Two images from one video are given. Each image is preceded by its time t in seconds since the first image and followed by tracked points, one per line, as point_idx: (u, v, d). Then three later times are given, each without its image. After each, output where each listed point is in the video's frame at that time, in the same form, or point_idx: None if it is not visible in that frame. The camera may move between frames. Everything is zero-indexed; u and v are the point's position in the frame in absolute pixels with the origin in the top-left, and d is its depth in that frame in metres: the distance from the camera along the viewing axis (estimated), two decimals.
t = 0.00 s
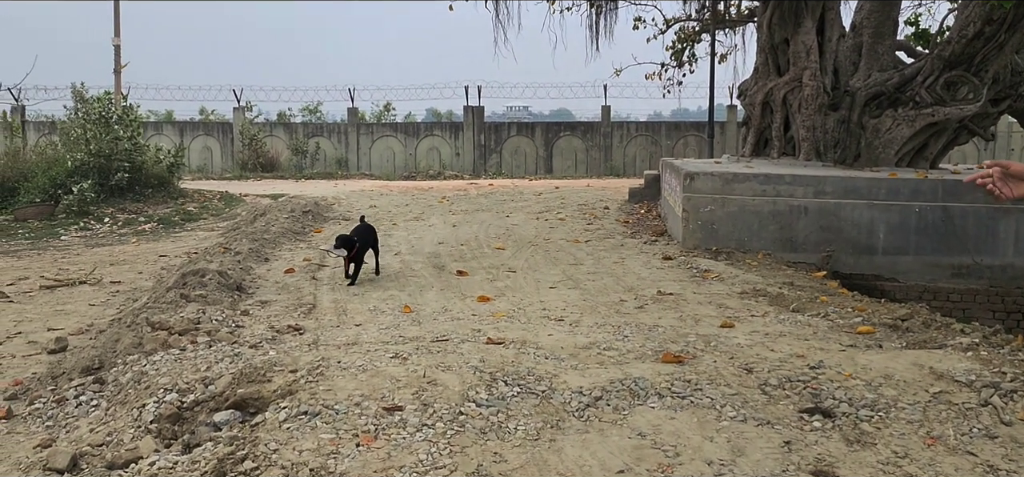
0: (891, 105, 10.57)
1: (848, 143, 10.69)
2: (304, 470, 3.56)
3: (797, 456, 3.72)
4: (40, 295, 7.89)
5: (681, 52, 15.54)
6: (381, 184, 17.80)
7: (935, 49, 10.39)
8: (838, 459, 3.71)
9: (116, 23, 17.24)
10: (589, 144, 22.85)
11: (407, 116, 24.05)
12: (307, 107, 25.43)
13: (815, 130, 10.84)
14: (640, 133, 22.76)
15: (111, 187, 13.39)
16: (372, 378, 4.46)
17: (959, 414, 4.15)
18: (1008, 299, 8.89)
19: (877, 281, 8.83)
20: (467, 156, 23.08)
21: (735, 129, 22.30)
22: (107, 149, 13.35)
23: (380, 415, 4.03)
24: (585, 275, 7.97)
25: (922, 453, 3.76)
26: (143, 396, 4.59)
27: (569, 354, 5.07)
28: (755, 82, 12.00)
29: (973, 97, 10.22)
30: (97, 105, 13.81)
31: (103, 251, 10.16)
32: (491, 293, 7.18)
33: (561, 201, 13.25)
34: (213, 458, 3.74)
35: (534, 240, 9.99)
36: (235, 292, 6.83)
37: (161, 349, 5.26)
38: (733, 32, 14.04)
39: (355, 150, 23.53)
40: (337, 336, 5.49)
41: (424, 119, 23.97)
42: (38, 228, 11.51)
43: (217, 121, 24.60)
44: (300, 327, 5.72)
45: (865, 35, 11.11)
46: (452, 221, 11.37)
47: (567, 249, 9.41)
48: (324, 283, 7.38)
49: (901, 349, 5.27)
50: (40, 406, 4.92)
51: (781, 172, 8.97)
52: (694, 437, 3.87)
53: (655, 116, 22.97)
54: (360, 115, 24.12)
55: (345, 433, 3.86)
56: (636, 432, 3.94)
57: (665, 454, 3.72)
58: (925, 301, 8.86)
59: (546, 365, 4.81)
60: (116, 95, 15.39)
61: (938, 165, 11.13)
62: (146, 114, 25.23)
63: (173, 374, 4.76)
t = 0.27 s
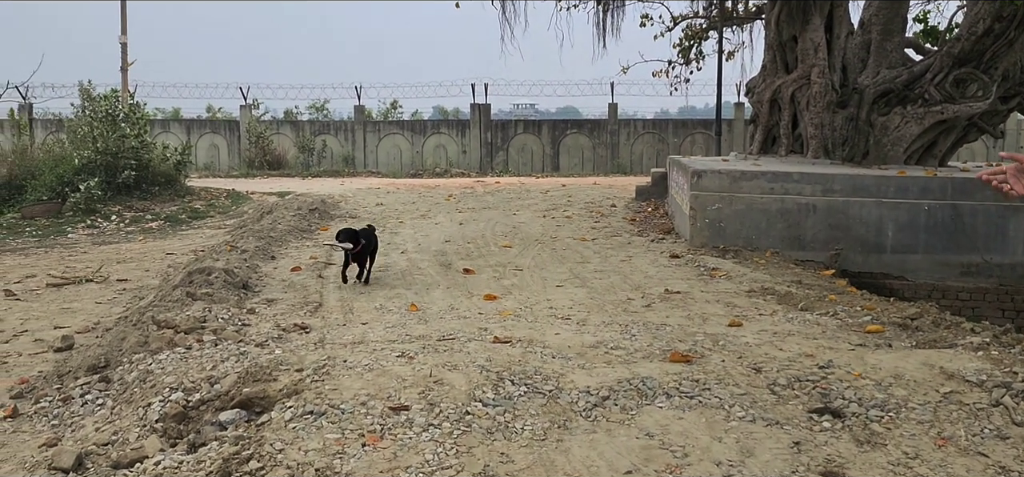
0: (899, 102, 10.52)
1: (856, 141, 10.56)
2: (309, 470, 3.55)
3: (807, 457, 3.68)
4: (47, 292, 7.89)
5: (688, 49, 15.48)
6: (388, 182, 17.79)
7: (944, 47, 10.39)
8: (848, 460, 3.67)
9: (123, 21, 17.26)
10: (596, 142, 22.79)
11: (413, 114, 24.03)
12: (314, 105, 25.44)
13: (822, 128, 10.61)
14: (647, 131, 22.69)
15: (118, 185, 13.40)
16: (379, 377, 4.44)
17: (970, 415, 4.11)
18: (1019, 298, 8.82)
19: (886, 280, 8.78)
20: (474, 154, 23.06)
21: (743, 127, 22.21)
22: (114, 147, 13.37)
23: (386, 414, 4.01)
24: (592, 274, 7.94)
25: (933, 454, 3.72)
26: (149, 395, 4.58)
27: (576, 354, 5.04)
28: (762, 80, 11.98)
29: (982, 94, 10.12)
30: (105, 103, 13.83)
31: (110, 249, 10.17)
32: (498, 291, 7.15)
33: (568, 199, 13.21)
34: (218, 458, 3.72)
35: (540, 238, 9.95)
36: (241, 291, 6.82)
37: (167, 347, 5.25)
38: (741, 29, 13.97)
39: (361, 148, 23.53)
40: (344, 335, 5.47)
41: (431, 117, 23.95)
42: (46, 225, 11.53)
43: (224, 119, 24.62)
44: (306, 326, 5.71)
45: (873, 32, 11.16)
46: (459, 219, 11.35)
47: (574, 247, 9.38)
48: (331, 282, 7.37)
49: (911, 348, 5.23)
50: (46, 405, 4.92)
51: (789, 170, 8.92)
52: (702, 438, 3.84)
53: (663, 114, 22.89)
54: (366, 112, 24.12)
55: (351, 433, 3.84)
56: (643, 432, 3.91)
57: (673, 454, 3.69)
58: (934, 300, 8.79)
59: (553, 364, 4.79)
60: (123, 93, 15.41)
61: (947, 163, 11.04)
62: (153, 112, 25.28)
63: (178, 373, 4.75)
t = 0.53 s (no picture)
0: (904, 99, 10.47)
1: (860, 138, 10.51)
2: (311, 469, 3.52)
3: (812, 456, 3.65)
4: (48, 289, 7.87)
5: (691, 46, 15.44)
6: (390, 179, 17.75)
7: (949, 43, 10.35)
8: (853, 459, 3.64)
9: (125, 18, 17.24)
10: (598, 139, 22.74)
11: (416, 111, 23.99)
12: (316, 101, 25.42)
13: (826, 125, 10.53)
14: (649, 127, 22.63)
15: (120, 182, 13.38)
16: (380, 375, 4.41)
17: (976, 414, 4.08)
18: None
19: (890, 277, 8.73)
20: (476, 151, 23.02)
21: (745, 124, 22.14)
22: (116, 143, 13.35)
23: (387, 413, 3.98)
24: (595, 271, 7.91)
25: (939, 454, 3.69)
26: (150, 392, 4.55)
27: (579, 352, 5.01)
28: (766, 76, 11.97)
29: (988, 91, 10.06)
30: (107, 99, 13.81)
31: (112, 246, 10.15)
32: (500, 288, 7.12)
33: (571, 196, 13.18)
34: (219, 457, 3.70)
35: (542, 235, 9.92)
36: (242, 288, 6.80)
37: (168, 344, 5.23)
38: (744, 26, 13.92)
39: (364, 145, 23.50)
40: (345, 332, 5.45)
41: (433, 114, 23.90)
42: (48, 222, 11.52)
43: (226, 116, 24.61)
44: (308, 323, 5.69)
45: (878, 28, 11.06)
46: (461, 215, 11.32)
47: (577, 245, 9.34)
48: (332, 278, 7.34)
49: (915, 347, 5.20)
50: (47, 402, 4.90)
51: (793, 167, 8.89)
52: (706, 437, 3.81)
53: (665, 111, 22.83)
54: (368, 109, 24.08)
55: (352, 431, 3.82)
56: (647, 431, 3.87)
57: (677, 453, 3.66)
58: (938, 297, 8.75)
59: (555, 362, 4.76)
60: (126, 90, 15.39)
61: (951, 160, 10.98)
62: (156, 109, 25.28)
63: (179, 371, 4.73)
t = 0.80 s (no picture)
0: (910, 99, 10.42)
1: (865, 138, 10.44)
2: (313, 470, 3.50)
3: (817, 458, 3.63)
4: (52, 289, 7.87)
5: (695, 46, 15.40)
6: (393, 178, 17.74)
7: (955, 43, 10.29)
8: (859, 461, 3.62)
9: (129, 18, 17.25)
10: (602, 139, 22.71)
11: (419, 111, 23.98)
12: (320, 101, 25.42)
13: (832, 125, 10.62)
14: (653, 127, 22.60)
15: (124, 182, 13.39)
16: (383, 376, 4.40)
17: (983, 416, 4.05)
18: None
19: (895, 278, 8.69)
20: (480, 150, 23.01)
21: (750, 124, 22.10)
22: (120, 143, 13.36)
23: (390, 414, 3.96)
24: (599, 271, 7.89)
25: (946, 456, 3.66)
26: (153, 393, 4.54)
27: (583, 352, 4.99)
28: (771, 76, 11.94)
29: (994, 91, 10.01)
30: (111, 99, 13.82)
31: (116, 246, 10.15)
32: (503, 289, 7.10)
33: (575, 196, 13.16)
34: (221, 457, 3.69)
35: (546, 235, 9.90)
36: (246, 288, 6.79)
37: (171, 345, 5.23)
38: (749, 25, 13.88)
39: (367, 145, 23.49)
40: (348, 333, 5.44)
41: (437, 114, 23.88)
42: (52, 222, 11.53)
43: (230, 116, 24.62)
44: (311, 323, 5.67)
45: (884, 28, 11.02)
46: (464, 215, 11.31)
47: (580, 245, 9.32)
48: (336, 278, 7.33)
49: (922, 348, 5.16)
50: (50, 402, 4.89)
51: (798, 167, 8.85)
52: (711, 438, 3.79)
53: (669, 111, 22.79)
54: (372, 109, 24.09)
55: (355, 432, 3.80)
56: (651, 432, 3.85)
57: (681, 455, 3.64)
58: (944, 298, 8.71)
59: (559, 363, 4.74)
60: (130, 90, 15.40)
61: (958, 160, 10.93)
62: (159, 109, 25.30)
63: (182, 371, 4.72)
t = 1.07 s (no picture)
0: (914, 98, 10.40)
1: (869, 138, 10.38)
2: (315, 471, 3.48)
3: (822, 460, 3.60)
4: (54, 288, 7.86)
5: (697, 45, 15.37)
6: (395, 178, 17.73)
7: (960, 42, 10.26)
8: (864, 463, 3.59)
9: (131, 18, 17.25)
10: (604, 139, 22.70)
11: (421, 110, 23.96)
12: (321, 101, 25.41)
13: (835, 124, 10.59)
14: (656, 127, 22.57)
15: (126, 181, 13.38)
16: (385, 376, 4.38)
17: (989, 417, 4.02)
18: None
19: (898, 278, 8.66)
20: (482, 150, 22.99)
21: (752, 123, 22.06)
22: (121, 143, 13.35)
23: (392, 414, 3.94)
24: (601, 271, 7.86)
25: (952, 458, 3.64)
26: (154, 393, 4.53)
27: (585, 353, 4.97)
28: (775, 75, 11.92)
29: (999, 90, 9.98)
30: (112, 99, 13.80)
31: (118, 245, 10.14)
32: (506, 288, 7.08)
33: (577, 196, 13.13)
34: (222, 458, 3.67)
35: (548, 235, 9.88)
36: (247, 288, 6.78)
37: (172, 345, 5.21)
38: (751, 24, 13.85)
39: (369, 144, 23.48)
40: (350, 333, 5.42)
41: (439, 113, 23.87)
42: (54, 222, 11.53)
43: (232, 115, 24.61)
44: (313, 323, 5.65)
45: (888, 26, 10.98)
46: (466, 215, 11.28)
47: (583, 244, 9.30)
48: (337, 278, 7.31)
49: (926, 349, 5.14)
50: (51, 402, 4.87)
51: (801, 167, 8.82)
52: (714, 440, 3.76)
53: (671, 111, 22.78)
54: (374, 109, 24.07)
55: (357, 433, 3.78)
56: (654, 433, 3.83)
57: (685, 456, 3.62)
58: (947, 298, 8.68)
59: (562, 363, 4.72)
60: (131, 89, 15.39)
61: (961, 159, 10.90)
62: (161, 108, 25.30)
63: (184, 371, 4.70)
